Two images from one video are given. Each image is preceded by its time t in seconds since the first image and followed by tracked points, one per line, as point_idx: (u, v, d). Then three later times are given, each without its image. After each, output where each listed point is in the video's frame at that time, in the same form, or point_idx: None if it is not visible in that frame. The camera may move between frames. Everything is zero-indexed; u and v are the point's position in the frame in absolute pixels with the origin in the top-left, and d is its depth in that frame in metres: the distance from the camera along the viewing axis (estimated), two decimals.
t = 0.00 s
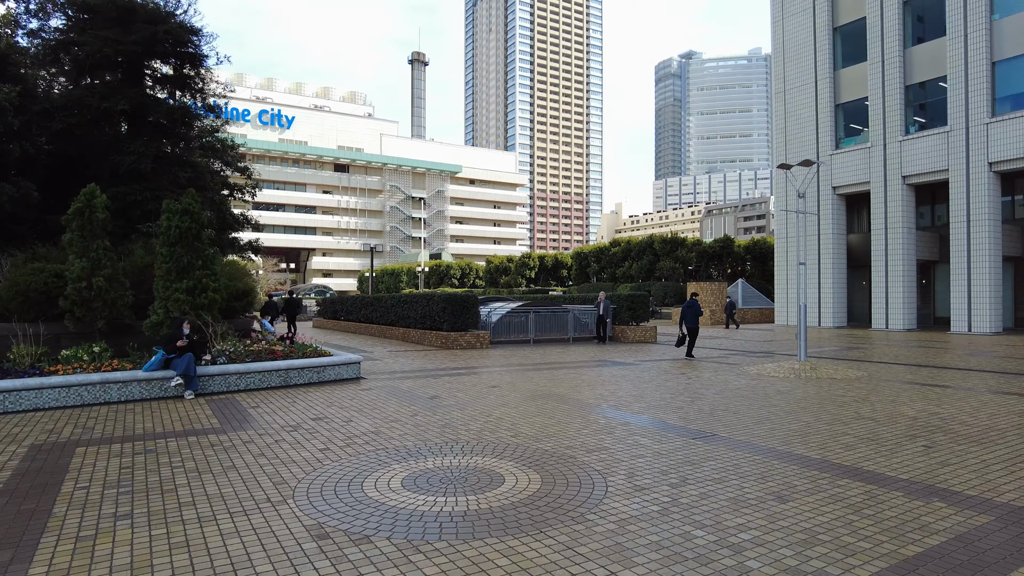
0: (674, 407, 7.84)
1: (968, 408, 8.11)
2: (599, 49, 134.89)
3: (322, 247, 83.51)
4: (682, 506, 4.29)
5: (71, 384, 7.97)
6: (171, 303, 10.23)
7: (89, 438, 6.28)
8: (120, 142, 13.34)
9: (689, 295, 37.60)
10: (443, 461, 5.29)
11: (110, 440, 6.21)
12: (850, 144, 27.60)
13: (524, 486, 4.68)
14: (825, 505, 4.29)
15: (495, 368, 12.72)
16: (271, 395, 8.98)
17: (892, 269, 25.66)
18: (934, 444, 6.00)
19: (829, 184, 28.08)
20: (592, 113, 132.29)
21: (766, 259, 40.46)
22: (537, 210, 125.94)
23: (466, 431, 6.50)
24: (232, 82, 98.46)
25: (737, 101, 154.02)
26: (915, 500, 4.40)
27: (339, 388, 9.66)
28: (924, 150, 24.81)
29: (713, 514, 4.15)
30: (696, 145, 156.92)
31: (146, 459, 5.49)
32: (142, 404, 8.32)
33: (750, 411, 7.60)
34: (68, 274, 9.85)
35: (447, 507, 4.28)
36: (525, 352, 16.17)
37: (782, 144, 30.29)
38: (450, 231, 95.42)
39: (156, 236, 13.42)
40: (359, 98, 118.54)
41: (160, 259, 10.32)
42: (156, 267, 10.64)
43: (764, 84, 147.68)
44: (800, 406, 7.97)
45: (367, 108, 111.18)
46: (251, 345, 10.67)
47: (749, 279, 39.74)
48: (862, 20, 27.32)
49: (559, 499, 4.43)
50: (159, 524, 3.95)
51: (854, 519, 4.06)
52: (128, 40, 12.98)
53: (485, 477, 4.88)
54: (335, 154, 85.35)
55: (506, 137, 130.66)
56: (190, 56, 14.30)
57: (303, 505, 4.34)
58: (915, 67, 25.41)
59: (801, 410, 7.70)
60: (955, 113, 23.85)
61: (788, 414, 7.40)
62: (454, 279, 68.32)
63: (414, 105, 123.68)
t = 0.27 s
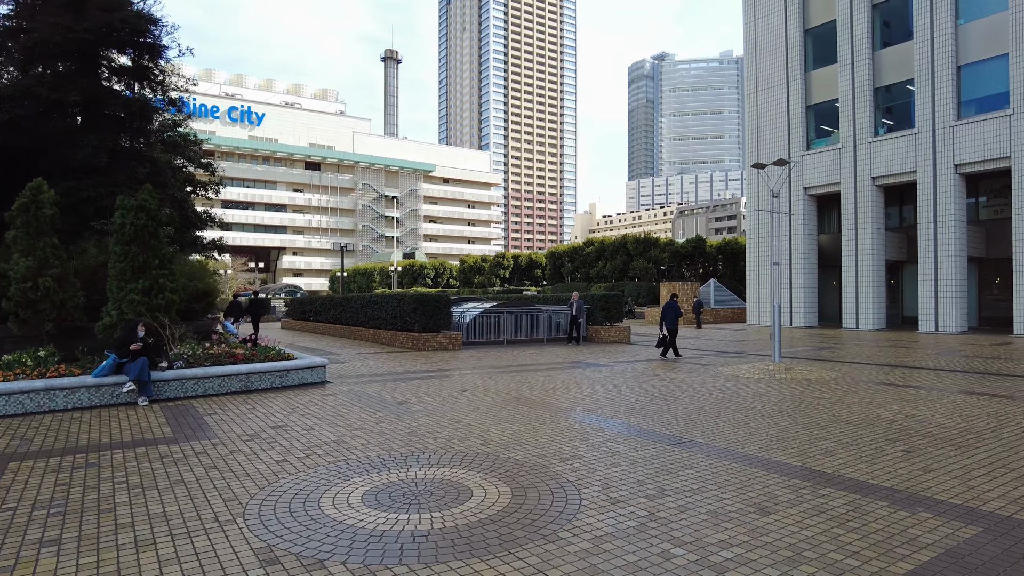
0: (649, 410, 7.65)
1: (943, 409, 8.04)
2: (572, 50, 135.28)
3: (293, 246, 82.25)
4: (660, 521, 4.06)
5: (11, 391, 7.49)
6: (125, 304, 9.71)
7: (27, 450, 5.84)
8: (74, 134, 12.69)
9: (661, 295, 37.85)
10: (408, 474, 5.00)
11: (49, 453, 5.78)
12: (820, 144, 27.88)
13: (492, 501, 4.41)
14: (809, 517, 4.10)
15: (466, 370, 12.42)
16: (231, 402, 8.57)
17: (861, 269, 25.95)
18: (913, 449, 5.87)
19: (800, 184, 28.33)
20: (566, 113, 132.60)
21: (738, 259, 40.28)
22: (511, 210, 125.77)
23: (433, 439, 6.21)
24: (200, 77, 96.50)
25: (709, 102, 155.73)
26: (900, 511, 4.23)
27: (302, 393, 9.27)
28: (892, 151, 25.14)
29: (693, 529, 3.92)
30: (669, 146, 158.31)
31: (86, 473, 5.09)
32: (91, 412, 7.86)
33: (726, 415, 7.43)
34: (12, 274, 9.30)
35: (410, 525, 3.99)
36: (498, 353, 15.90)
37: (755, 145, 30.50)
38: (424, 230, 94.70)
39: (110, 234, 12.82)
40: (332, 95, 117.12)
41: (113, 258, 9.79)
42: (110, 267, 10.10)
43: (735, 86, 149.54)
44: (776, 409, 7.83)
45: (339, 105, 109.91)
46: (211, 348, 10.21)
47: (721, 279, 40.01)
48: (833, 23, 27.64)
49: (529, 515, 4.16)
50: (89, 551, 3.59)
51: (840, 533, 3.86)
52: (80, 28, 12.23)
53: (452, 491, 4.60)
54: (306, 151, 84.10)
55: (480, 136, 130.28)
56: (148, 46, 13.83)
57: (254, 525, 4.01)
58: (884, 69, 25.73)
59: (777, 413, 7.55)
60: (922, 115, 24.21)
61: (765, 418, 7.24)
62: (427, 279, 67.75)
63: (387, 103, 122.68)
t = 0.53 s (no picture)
0: (633, 413, 7.44)
1: (929, 409, 7.94)
2: (555, 50, 135.38)
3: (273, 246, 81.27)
4: (646, 533, 3.84)
5: None
6: (89, 304, 9.28)
7: None
8: (38, 127, 12.20)
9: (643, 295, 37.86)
10: (380, 484, 4.73)
11: None
12: (802, 144, 27.97)
13: (469, 512, 4.15)
14: (803, 527, 3.90)
15: (446, 371, 12.16)
16: (200, 405, 8.23)
17: (842, 269, 26.07)
18: (904, 453, 5.72)
19: (782, 184, 28.41)
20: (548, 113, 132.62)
21: (719, 258, 40.46)
22: (494, 209, 125.51)
23: (409, 445, 5.95)
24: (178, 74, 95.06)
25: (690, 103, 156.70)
26: (896, 519, 4.05)
27: (275, 396, 8.94)
28: (872, 152, 25.28)
29: (681, 541, 3.71)
30: (651, 146, 159.02)
31: (34, 485, 4.76)
32: (49, 417, 7.48)
33: (712, 417, 7.25)
34: None
35: (380, 540, 3.73)
36: (480, 354, 15.65)
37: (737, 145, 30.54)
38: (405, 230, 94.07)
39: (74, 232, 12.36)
40: (312, 93, 116.01)
41: (76, 256, 9.38)
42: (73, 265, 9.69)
43: (716, 87, 150.62)
44: (763, 411, 7.67)
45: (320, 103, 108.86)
46: (180, 350, 9.84)
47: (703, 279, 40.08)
48: (814, 23, 27.76)
49: (508, 527, 3.92)
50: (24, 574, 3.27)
51: (835, 544, 3.67)
52: (42, 16, 11.65)
53: (427, 502, 4.34)
54: (286, 149, 83.14)
55: (462, 135, 129.84)
56: (116, 37, 13.35)
57: (211, 542, 3.72)
58: (864, 70, 25.87)
59: (764, 415, 7.39)
60: (901, 116, 24.35)
61: (752, 420, 7.07)
62: (409, 279, 67.26)
63: (368, 102, 121.81)
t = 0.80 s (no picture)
0: (618, 416, 7.20)
1: (917, 411, 7.79)
2: (537, 50, 135.40)
3: (251, 245, 80.14)
4: (635, 549, 3.59)
5: None
6: (48, 304, 8.82)
7: None
8: None
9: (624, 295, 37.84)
10: (351, 497, 4.43)
11: None
12: (783, 145, 28.06)
13: (445, 528, 3.88)
14: (800, 542, 3.67)
15: (425, 373, 11.84)
16: (165, 410, 7.85)
17: (822, 269, 26.15)
18: (897, 458, 5.53)
19: (763, 185, 28.47)
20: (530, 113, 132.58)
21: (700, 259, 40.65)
22: (475, 209, 125.13)
23: (384, 453, 5.64)
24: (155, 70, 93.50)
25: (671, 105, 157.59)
26: (896, 531, 3.84)
27: (246, 401, 8.58)
28: (852, 153, 25.40)
29: (672, 558, 3.46)
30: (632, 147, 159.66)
31: None
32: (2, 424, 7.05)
33: (699, 421, 7.03)
34: None
35: (348, 561, 3.43)
36: (460, 355, 15.36)
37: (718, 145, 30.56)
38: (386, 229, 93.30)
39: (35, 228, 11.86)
40: (292, 91, 114.79)
41: (35, 253, 8.92)
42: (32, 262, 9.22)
43: (696, 89, 151.65)
44: (750, 414, 7.48)
45: (300, 101, 107.69)
46: (146, 352, 9.42)
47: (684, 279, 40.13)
48: (795, 24, 27.86)
49: (487, 545, 3.65)
50: None
51: (836, 560, 3.44)
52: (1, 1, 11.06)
53: (400, 518, 4.05)
54: (264, 147, 82.05)
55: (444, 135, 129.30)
56: (81, 26, 12.78)
57: (161, 565, 3.40)
58: (844, 71, 26.00)
59: (752, 419, 7.20)
60: (881, 117, 24.49)
61: (739, 424, 6.86)
62: (390, 278, 66.67)
63: (349, 100, 120.86)
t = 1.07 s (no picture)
0: (598, 420, 6.97)
1: (901, 413, 7.67)
2: (517, 49, 135.23)
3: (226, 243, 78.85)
4: (619, 567, 3.35)
5: None
6: None
7: None
8: None
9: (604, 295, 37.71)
10: (315, 512, 4.14)
11: None
12: (761, 145, 28.14)
13: (415, 545, 3.61)
14: (793, 557, 3.46)
15: (401, 375, 11.52)
16: (124, 416, 7.45)
17: (800, 269, 26.27)
18: (885, 463, 5.37)
19: (742, 185, 28.53)
20: (510, 113, 132.38)
21: (678, 259, 40.74)
22: (455, 208, 124.57)
23: (353, 462, 5.34)
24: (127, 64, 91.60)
25: (650, 106, 158.47)
26: (892, 544, 3.65)
27: (211, 405, 8.20)
28: (830, 153, 25.53)
29: None
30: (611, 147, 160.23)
31: None
32: None
33: (681, 425, 6.83)
34: None
35: None
36: (438, 356, 15.04)
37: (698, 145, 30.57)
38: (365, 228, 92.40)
39: None
40: (269, 87, 113.27)
41: None
42: None
43: (675, 90, 152.69)
44: (734, 417, 7.29)
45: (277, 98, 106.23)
46: (106, 354, 8.98)
47: (663, 279, 40.20)
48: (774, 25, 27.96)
49: (459, 564, 3.39)
50: None
51: None
52: None
53: (367, 535, 3.78)
54: (240, 144, 80.79)
55: (423, 133, 128.51)
56: (39, 12, 12.18)
57: None
58: (822, 72, 26.13)
59: (735, 422, 7.01)
60: (859, 118, 24.64)
61: (723, 428, 6.68)
62: (368, 277, 66.02)
63: (327, 98, 119.57)
